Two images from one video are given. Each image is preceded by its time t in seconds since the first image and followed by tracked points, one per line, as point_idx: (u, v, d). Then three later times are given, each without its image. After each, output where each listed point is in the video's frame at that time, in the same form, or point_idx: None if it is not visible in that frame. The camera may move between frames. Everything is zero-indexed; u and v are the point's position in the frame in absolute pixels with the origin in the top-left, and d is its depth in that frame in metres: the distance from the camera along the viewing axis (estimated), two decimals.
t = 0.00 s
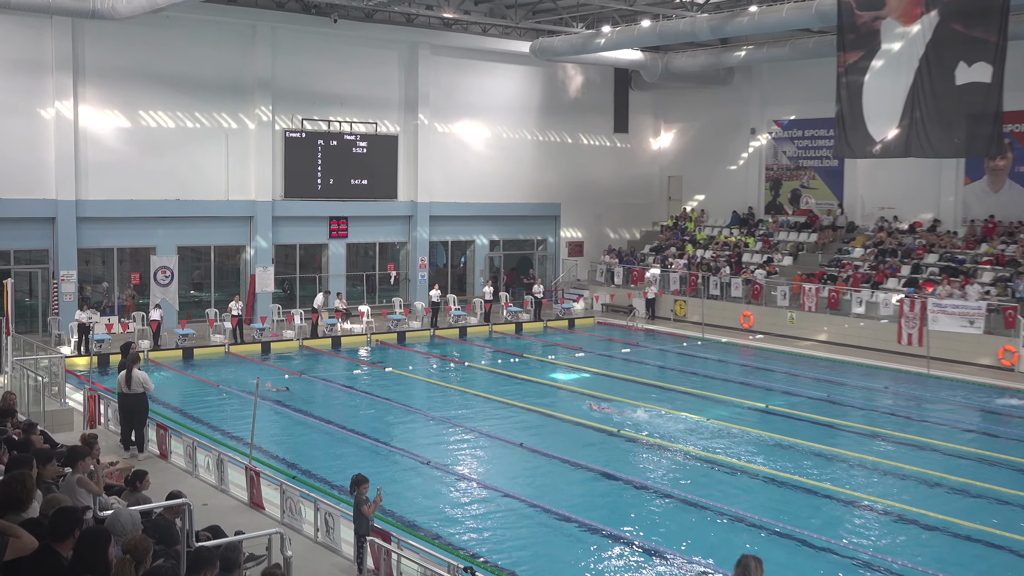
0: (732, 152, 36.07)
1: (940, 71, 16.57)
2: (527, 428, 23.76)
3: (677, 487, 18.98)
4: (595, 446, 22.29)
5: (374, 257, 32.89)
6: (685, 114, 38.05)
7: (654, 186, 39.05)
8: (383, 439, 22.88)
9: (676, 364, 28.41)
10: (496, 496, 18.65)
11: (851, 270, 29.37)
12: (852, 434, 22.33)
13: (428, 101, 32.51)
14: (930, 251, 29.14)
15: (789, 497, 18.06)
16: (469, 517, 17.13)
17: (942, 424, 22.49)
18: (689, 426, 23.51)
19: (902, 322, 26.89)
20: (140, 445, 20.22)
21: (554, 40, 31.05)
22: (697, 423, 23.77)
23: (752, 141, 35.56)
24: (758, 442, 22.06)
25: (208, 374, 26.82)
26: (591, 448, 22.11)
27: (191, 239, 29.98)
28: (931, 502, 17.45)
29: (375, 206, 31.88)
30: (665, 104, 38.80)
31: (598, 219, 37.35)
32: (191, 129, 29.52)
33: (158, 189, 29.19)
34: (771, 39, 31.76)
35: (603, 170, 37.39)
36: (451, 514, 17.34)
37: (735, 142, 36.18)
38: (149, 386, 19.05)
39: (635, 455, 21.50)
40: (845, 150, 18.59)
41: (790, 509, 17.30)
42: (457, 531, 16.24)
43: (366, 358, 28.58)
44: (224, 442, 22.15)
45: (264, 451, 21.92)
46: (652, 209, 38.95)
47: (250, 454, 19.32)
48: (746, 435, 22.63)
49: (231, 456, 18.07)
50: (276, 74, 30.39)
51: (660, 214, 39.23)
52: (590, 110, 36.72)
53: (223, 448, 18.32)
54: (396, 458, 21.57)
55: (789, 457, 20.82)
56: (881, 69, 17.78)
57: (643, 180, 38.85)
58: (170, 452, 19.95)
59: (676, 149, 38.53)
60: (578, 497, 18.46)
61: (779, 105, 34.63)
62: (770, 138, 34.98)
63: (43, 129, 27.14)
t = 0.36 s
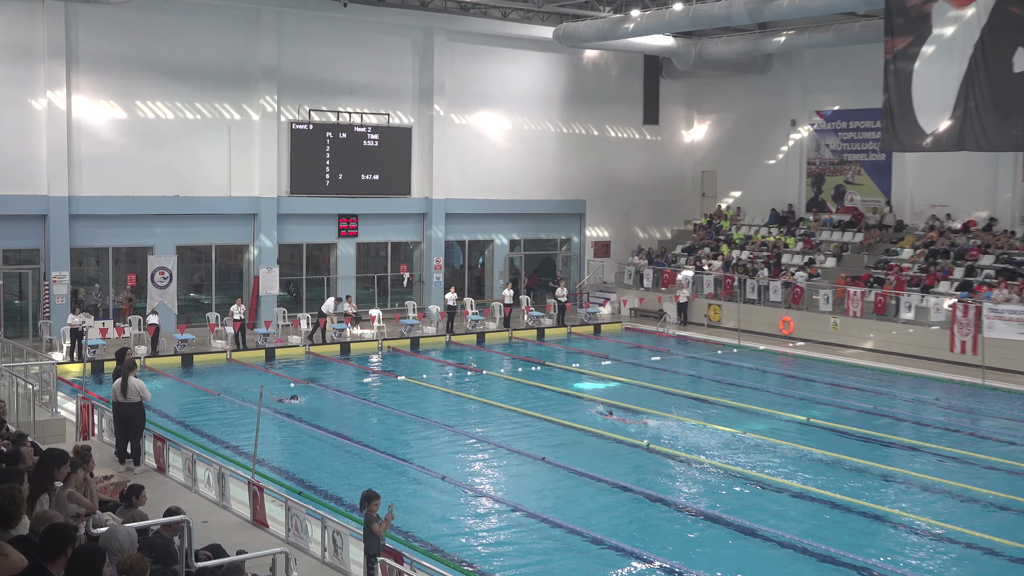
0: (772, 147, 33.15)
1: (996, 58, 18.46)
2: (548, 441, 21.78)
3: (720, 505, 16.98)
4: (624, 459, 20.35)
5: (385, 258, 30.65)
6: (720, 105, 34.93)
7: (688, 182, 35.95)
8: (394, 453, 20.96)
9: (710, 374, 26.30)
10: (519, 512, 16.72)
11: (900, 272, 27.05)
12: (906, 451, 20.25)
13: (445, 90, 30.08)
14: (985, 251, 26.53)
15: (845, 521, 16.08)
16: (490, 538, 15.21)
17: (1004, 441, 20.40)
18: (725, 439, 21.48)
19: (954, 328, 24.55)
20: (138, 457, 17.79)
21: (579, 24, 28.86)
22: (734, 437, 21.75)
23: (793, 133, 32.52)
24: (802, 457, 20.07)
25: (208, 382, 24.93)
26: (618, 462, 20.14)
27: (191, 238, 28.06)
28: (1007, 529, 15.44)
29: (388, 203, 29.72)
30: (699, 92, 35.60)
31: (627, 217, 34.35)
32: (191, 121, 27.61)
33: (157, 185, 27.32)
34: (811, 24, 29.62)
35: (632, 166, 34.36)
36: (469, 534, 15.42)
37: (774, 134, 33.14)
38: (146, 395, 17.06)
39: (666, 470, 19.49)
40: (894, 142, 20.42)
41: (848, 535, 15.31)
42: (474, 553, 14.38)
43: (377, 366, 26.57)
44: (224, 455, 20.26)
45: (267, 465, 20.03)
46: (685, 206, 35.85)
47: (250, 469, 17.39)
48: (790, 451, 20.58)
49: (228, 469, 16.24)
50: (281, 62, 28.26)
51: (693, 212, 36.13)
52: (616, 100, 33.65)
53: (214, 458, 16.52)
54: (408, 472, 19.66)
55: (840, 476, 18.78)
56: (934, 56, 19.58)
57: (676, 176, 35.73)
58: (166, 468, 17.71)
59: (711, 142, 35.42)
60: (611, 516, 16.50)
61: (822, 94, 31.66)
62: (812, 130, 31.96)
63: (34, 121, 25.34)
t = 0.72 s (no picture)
0: (811, 139, 30.63)
1: None
2: (572, 454, 19.92)
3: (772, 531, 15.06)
4: (658, 474, 18.46)
5: (395, 257, 28.71)
6: (755, 93, 32.38)
7: (721, 176, 33.39)
8: (407, 467, 19.11)
9: (745, 383, 24.32)
10: (551, 537, 14.79)
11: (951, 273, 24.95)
12: (969, 468, 18.27)
13: (460, 78, 28.08)
14: None
15: (916, 552, 14.13)
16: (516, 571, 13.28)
17: None
18: (767, 453, 19.56)
19: (1011, 335, 22.58)
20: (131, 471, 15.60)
21: (604, 7, 26.87)
22: (777, 452, 19.78)
23: (834, 125, 30.04)
24: (854, 473, 18.16)
25: (206, 391, 23.11)
26: (651, 477, 18.27)
27: (188, 236, 26.21)
28: None
29: (399, 199, 27.86)
30: (732, 79, 33.00)
31: (655, 215, 31.99)
32: (188, 111, 25.80)
33: (152, 179, 25.51)
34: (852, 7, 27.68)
35: (659, 159, 31.99)
36: (492, 566, 13.50)
37: (814, 126, 30.65)
38: (143, 403, 15.12)
39: (705, 485, 17.61)
40: (943, 131, 21.22)
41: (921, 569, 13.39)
42: None
43: (387, 374, 24.70)
44: (222, 469, 18.46)
45: (269, 480, 18.22)
46: (717, 201, 33.41)
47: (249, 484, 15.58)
48: (842, 469, 18.60)
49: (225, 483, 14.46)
50: (285, 47, 26.31)
51: (727, 208, 33.61)
52: (646, 87, 31.36)
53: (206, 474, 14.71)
54: (422, 489, 17.82)
55: (902, 497, 16.80)
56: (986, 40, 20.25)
57: (707, 170, 33.22)
58: (162, 482, 15.58)
59: (745, 133, 32.83)
60: (651, 543, 14.59)
61: (865, 82, 29.14)
62: (854, 121, 29.51)
63: (21, 111, 23.54)
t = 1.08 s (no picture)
0: (852, 128, 28.58)
1: None
2: (597, 466, 18.18)
3: (827, 557, 13.30)
4: (693, 489, 16.70)
5: (402, 255, 26.94)
6: (790, 77, 30.15)
7: (753, 167, 31.19)
8: (417, 480, 17.37)
9: (778, 391, 22.50)
10: (582, 563, 13.13)
11: (1001, 272, 23.06)
12: None
13: (472, 62, 26.26)
14: None
15: None
16: None
17: None
18: (809, 468, 17.80)
19: None
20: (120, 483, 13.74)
21: None
22: (820, 466, 17.97)
23: (876, 112, 27.98)
24: (907, 490, 16.39)
25: (199, 397, 21.37)
26: (685, 493, 16.51)
27: (181, 232, 24.43)
28: None
29: (406, 192, 26.14)
30: (765, 64, 30.83)
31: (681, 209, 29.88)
32: (181, 98, 24.04)
33: (143, 171, 23.77)
34: None
35: (686, 149, 29.84)
36: None
37: (855, 112, 28.50)
38: (132, 410, 13.40)
39: (744, 502, 15.86)
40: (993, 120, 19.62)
41: None
42: None
43: (394, 380, 22.94)
44: (217, 483, 16.72)
45: (267, 495, 16.50)
46: (748, 194, 31.24)
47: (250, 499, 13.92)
48: (894, 486, 16.78)
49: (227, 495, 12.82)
50: (284, 29, 24.60)
51: (760, 202, 31.31)
52: (671, 72, 29.26)
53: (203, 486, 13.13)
54: (436, 505, 16.10)
55: (966, 520, 15.00)
56: None
57: (737, 160, 31.02)
58: (154, 496, 13.72)
59: (779, 122, 30.63)
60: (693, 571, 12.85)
61: (909, 67, 27.14)
62: (897, 108, 27.49)
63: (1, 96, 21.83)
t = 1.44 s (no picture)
0: (887, 116, 26.92)
1: None
2: (616, 480, 16.56)
3: None
4: (724, 511, 15.12)
5: (404, 251, 25.25)
6: (820, 61, 28.43)
7: (781, 158, 29.37)
8: (422, 494, 15.77)
9: (808, 398, 20.82)
10: None
11: None
12: None
13: (479, 44, 24.64)
14: None
15: None
16: None
17: None
18: (849, 486, 16.21)
19: None
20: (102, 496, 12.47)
21: None
22: (861, 483, 16.34)
23: (913, 98, 26.30)
24: (959, 518, 14.85)
25: (186, 403, 19.72)
26: (716, 516, 14.92)
27: (168, 226, 22.77)
28: None
29: (408, 184, 24.49)
30: (795, 46, 29.00)
31: (705, 202, 28.18)
32: (168, 83, 22.38)
33: (127, 160, 22.12)
34: None
35: (710, 137, 28.06)
36: None
37: (890, 98, 26.86)
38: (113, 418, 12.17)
39: (781, 531, 14.31)
40: None
41: None
42: None
43: (395, 386, 21.27)
44: (205, 495, 15.15)
45: (260, 509, 14.94)
46: (778, 187, 29.40)
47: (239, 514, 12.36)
48: (946, 510, 15.16)
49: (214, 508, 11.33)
50: (277, 8, 23.00)
51: (789, 195, 29.62)
52: (693, 54, 27.47)
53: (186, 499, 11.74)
54: (445, 524, 14.51)
55: None
56: None
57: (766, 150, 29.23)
58: (138, 509, 12.45)
59: (809, 108, 28.82)
60: None
61: (951, 48, 25.48)
62: (937, 93, 25.82)
63: None
